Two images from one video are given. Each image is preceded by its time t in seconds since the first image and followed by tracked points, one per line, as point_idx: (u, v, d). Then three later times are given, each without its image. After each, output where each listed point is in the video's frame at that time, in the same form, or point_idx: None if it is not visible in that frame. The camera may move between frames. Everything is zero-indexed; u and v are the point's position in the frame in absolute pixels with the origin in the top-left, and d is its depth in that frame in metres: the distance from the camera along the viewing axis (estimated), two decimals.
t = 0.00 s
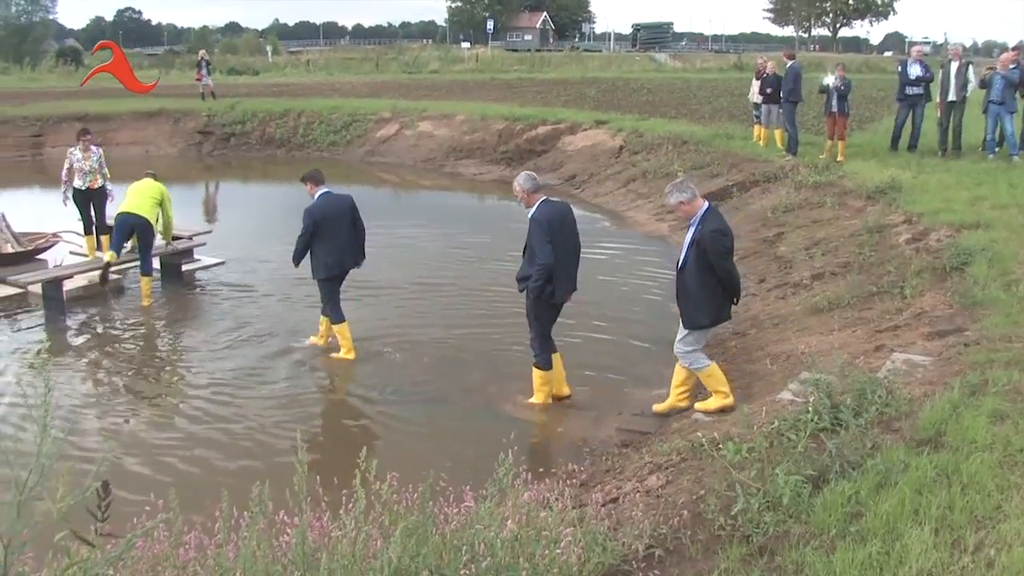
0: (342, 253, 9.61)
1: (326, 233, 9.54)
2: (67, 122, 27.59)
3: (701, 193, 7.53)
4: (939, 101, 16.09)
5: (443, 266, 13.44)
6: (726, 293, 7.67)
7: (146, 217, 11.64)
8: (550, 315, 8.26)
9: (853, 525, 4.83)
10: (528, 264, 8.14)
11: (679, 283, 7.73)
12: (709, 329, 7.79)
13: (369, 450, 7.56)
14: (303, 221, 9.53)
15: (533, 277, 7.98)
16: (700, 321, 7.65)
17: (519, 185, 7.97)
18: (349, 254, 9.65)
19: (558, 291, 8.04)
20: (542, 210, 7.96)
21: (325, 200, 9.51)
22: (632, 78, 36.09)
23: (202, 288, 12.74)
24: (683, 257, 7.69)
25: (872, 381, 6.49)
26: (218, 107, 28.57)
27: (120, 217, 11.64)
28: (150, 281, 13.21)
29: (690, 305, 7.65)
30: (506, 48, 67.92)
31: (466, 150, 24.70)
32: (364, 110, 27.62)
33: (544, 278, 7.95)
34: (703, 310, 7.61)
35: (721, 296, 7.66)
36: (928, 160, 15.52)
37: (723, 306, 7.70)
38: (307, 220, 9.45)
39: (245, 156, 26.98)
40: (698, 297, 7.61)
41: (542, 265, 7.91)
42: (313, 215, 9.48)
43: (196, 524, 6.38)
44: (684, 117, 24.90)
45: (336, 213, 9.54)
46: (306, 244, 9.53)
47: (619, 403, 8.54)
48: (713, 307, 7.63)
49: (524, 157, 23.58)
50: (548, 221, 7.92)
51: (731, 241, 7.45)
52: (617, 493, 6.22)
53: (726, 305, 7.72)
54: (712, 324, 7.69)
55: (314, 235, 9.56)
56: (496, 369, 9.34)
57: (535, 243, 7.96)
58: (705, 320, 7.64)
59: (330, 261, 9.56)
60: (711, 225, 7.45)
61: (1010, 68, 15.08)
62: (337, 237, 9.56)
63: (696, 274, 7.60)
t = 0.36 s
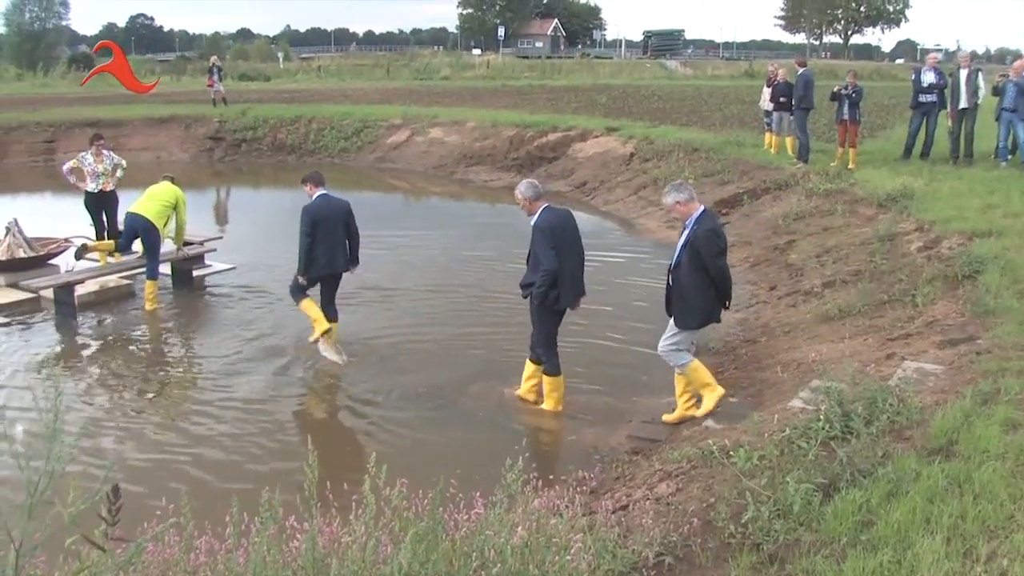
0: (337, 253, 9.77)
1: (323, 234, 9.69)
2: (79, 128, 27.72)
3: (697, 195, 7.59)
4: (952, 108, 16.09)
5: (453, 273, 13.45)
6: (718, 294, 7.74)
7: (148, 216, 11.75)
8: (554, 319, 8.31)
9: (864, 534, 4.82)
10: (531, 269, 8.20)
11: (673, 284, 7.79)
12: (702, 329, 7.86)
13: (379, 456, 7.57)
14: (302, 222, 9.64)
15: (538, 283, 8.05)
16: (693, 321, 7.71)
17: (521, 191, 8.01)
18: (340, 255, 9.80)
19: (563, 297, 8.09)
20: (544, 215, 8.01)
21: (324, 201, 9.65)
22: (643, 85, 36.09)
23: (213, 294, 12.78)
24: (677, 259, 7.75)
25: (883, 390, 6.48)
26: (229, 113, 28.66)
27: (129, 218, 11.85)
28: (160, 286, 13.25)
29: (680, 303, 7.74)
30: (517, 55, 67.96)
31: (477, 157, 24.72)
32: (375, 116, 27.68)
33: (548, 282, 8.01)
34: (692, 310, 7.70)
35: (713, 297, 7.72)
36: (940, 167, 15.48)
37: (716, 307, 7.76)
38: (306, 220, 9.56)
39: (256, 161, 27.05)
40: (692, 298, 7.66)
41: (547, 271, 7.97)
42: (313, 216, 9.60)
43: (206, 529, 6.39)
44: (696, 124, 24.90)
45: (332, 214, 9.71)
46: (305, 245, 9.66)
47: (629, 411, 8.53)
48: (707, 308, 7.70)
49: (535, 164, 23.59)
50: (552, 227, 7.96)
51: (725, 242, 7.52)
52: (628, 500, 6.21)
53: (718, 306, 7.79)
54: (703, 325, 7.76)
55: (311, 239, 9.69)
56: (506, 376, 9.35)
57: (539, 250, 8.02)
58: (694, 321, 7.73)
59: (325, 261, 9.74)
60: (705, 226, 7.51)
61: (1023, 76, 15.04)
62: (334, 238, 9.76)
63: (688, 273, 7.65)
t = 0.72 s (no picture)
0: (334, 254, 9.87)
1: (321, 235, 9.78)
2: (92, 128, 27.82)
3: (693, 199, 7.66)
4: (966, 108, 16.03)
5: (465, 273, 13.46)
6: (712, 298, 7.77)
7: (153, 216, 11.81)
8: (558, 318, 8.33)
9: (877, 535, 4.80)
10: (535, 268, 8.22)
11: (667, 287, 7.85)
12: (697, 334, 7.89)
13: (392, 455, 7.58)
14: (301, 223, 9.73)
15: (544, 280, 8.04)
16: (688, 325, 7.74)
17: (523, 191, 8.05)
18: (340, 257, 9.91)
19: (565, 296, 8.13)
20: (546, 216, 8.04)
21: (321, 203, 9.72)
22: (655, 85, 36.06)
23: (225, 293, 12.81)
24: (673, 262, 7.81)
25: (897, 390, 6.46)
26: (242, 113, 28.73)
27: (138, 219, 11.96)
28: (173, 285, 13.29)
29: (672, 306, 7.80)
30: (529, 55, 67.91)
31: (489, 157, 24.74)
32: (388, 116, 27.72)
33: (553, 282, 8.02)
34: (686, 313, 7.72)
35: (708, 302, 7.76)
36: (955, 167, 15.42)
37: (710, 312, 7.80)
38: (304, 221, 9.64)
39: (268, 161, 27.10)
40: (685, 301, 7.71)
41: (553, 266, 7.95)
42: (311, 217, 9.69)
43: (219, 528, 6.40)
44: (708, 124, 24.85)
45: (331, 215, 9.78)
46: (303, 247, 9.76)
47: (641, 410, 8.52)
48: (701, 312, 7.73)
49: (547, 163, 23.60)
50: (555, 226, 8.01)
51: (717, 245, 7.59)
52: (640, 500, 6.20)
53: (713, 311, 7.82)
54: (697, 328, 7.76)
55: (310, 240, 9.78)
56: (518, 376, 9.35)
57: (544, 246, 8.03)
58: (688, 325, 7.74)
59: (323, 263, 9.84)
60: (697, 229, 7.59)
61: None
62: (331, 239, 9.85)
63: (681, 276, 7.73)
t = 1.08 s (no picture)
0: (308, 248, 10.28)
1: (291, 233, 10.20)
2: (107, 129, 27.93)
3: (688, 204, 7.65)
4: (982, 108, 15.94)
5: (481, 272, 13.46)
6: (703, 306, 7.74)
7: (161, 217, 11.88)
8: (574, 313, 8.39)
9: (893, 535, 4.79)
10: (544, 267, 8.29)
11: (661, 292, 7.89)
12: (691, 339, 7.89)
13: (407, 456, 7.59)
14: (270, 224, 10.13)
15: (560, 275, 8.07)
16: (675, 330, 7.79)
17: (519, 194, 8.07)
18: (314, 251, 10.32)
19: (583, 288, 8.18)
20: (549, 217, 8.12)
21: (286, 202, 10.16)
22: (669, 85, 36.02)
23: (240, 294, 12.86)
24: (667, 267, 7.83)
25: (912, 391, 6.44)
26: (256, 113, 28.81)
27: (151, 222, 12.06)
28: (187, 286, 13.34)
29: (662, 310, 7.84)
30: (542, 55, 67.85)
31: (503, 157, 24.75)
32: (401, 117, 27.75)
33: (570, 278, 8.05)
34: (671, 317, 7.78)
35: (698, 309, 7.75)
36: (971, 167, 15.36)
37: (702, 319, 7.79)
38: (273, 222, 10.04)
39: (282, 162, 27.17)
40: (673, 306, 7.75)
41: (567, 258, 8.03)
42: (280, 217, 10.10)
43: (234, 528, 6.42)
44: (722, 124, 24.80)
45: (297, 213, 10.20)
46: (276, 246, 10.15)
47: (656, 411, 8.51)
48: (689, 319, 7.74)
49: (561, 164, 23.60)
50: (559, 222, 8.14)
51: (708, 254, 7.56)
52: (654, 501, 6.20)
53: (705, 318, 7.80)
54: (684, 333, 7.79)
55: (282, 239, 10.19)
56: (532, 376, 9.36)
57: (555, 241, 8.13)
58: (674, 329, 7.79)
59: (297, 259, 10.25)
60: (689, 237, 7.57)
61: None
62: (302, 236, 10.27)
63: (672, 282, 7.75)
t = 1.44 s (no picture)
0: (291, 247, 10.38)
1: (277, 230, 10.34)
2: (117, 130, 28.01)
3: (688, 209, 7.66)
4: (993, 108, 15.87)
5: (489, 273, 13.46)
6: (704, 311, 7.75)
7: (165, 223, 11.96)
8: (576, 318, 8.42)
9: (903, 538, 4.78)
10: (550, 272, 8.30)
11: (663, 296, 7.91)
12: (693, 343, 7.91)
13: (416, 457, 7.59)
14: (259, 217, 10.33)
15: (563, 283, 8.07)
16: (676, 334, 7.81)
17: (530, 195, 8.04)
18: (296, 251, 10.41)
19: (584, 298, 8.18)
20: (558, 222, 8.13)
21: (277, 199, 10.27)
22: (678, 86, 35.99)
23: (248, 295, 12.88)
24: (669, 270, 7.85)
25: (923, 393, 6.43)
26: (265, 115, 28.86)
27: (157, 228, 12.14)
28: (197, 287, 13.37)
29: (664, 314, 7.87)
30: (550, 56, 67.85)
31: (512, 158, 24.75)
32: (410, 118, 27.77)
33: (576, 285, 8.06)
34: (671, 322, 7.80)
35: (700, 313, 7.76)
36: (982, 168, 15.30)
37: (703, 324, 7.79)
38: (260, 217, 10.23)
39: (291, 163, 27.21)
40: (673, 310, 7.78)
41: (573, 270, 8.02)
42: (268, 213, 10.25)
43: (243, 528, 6.43)
44: (731, 125, 24.78)
45: (286, 213, 10.29)
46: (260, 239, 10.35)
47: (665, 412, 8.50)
48: (690, 323, 7.75)
49: (570, 165, 23.59)
50: (568, 228, 8.11)
51: (708, 258, 7.57)
52: (663, 502, 6.20)
53: (706, 322, 7.81)
54: (684, 339, 7.81)
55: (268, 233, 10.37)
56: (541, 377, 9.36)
57: (562, 248, 8.13)
58: (674, 335, 7.81)
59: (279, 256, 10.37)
60: (690, 242, 7.58)
61: None
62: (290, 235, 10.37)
63: (673, 286, 7.77)
